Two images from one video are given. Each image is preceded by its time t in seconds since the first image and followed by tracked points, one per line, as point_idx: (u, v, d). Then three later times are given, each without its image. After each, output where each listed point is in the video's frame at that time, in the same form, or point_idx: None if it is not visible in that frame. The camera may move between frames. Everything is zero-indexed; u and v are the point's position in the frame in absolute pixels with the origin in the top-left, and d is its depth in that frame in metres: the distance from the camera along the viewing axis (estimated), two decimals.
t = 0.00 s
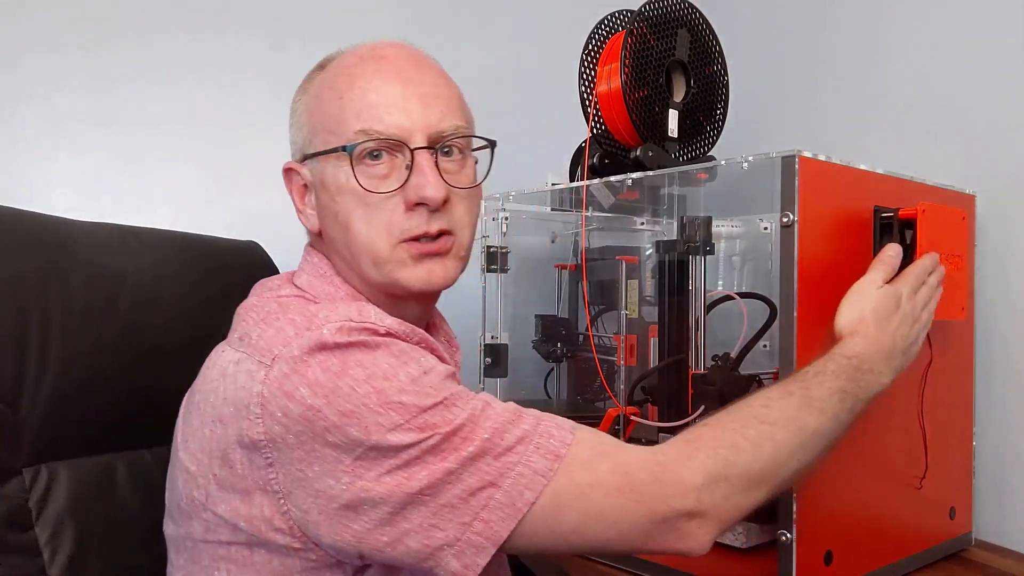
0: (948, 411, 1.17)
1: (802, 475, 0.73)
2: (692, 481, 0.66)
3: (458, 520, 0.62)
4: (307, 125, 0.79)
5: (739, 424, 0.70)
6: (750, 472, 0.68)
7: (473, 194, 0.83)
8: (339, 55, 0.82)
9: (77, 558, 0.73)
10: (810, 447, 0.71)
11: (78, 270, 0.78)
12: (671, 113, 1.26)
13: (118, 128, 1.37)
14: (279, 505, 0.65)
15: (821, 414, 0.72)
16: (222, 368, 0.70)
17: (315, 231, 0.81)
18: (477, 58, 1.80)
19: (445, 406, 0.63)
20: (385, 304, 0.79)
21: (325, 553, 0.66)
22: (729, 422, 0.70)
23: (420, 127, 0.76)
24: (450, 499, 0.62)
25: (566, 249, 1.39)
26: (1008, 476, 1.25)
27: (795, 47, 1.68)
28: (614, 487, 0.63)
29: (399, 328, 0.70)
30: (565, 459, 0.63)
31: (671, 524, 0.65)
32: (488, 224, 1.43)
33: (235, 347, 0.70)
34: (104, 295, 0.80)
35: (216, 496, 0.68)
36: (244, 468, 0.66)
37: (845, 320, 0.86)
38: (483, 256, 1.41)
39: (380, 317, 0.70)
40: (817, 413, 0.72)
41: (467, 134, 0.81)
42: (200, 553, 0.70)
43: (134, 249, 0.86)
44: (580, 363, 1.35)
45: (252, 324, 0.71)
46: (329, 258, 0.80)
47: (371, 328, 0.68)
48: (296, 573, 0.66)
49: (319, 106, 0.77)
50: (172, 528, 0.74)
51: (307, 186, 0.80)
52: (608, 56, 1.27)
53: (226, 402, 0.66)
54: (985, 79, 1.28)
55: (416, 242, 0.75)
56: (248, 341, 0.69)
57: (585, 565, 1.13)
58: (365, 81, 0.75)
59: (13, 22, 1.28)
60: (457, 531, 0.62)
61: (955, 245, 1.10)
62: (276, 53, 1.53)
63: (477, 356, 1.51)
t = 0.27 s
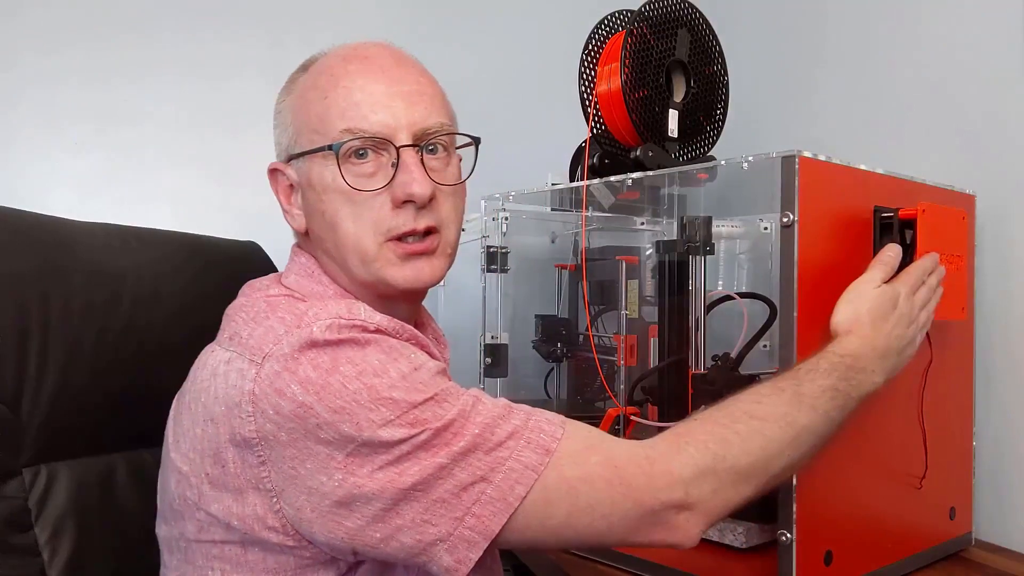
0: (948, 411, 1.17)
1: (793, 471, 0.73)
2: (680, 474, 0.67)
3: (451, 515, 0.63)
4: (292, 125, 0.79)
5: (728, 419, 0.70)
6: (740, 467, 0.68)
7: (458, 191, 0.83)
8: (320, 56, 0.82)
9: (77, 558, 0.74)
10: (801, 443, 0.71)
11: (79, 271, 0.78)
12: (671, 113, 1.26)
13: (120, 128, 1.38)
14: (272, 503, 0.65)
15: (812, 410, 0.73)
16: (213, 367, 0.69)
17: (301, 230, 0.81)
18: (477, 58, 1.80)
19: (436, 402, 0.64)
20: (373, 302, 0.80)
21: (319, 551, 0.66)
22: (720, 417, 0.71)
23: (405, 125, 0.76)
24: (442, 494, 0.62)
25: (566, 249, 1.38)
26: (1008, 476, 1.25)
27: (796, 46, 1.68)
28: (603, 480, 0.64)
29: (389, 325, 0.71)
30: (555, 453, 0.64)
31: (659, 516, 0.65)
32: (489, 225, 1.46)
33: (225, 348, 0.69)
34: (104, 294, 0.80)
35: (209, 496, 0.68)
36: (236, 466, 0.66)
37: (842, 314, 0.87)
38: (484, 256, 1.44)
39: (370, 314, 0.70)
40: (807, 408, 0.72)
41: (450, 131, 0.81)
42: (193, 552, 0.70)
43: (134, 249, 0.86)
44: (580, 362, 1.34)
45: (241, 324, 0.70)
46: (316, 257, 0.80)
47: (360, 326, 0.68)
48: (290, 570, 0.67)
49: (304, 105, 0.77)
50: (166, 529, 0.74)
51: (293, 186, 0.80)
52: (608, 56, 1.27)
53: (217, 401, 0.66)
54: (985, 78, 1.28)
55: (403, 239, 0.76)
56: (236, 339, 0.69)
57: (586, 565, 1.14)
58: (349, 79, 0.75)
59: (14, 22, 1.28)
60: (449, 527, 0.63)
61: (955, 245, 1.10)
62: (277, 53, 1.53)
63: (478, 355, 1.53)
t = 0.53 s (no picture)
0: (948, 411, 1.17)
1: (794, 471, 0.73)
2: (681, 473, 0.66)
3: (454, 514, 0.63)
4: (289, 125, 0.79)
5: (728, 417, 0.70)
6: (740, 465, 0.68)
7: (456, 190, 0.83)
8: (316, 56, 0.82)
9: (77, 558, 0.73)
10: (802, 442, 0.71)
11: (78, 270, 0.78)
12: (670, 113, 1.26)
13: (119, 129, 1.38)
14: (273, 503, 0.65)
15: (813, 409, 0.73)
16: (213, 368, 0.69)
17: (299, 230, 0.81)
18: (477, 58, 1.80)
19: (438, 401, 0.64)
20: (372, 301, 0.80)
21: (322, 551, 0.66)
22: (720, 415, 0.71)
23: (403, 124, 0.76)
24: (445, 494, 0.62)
25: (566, 249, 1.38)
26: (1007, 476, 1.25)
27: (795, 46, 1.68)
28: (604, 479, 0.64)
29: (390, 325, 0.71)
30: (557, 452, 0.64)
31: (660, 515, 0.65)
32: (489, 225, 1.46)
33: (224, 347, 0.69)
34: (104, 294, 0.80)
35: (210, 496, 0.68)
36: (237, 467, 0.65)
37: (847, 316, 0.87)
38: (484, 256, 1.44)
39: (371, 314, 0.70)
40: (809, 408, 0.72)
41: (448, 130, 0.81)
42: (193, 553, 0.70)
43: (134, 249, 0.86)
44: (580, 362, 1.34)
45: (241, 324, 0.70)
46: (315, 257, 0.80)
47: (361, 325, 0.68)
48: (291, 570, 0.66)
49: (301, 106, 0.77)
50: (165, 529, 0.74)
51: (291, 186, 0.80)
52: (608, 57, 1.27)
53: (218, 401, 0.66)
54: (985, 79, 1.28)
55: (403, 238, 0.76)
56: (237, 339, 0.69)
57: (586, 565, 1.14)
58: (345, 79, 0.75)
59: (13, 22, 1.28)
60: (451, 526, 0.63)
61: (955, 245, 1.10)
62: (277, 53, 1.53)
63: (478, 355, 1.52)
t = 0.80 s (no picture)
0: (947, 411, 1.17)
1: (795, 468, 0.73)
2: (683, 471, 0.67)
3: (457, 514, 0.63)
4: (291, 125, 0.79)
5: (729, 415, 0.70)
6: (742, 464, 0.68)
7: (458, 191, 0.84)
8: (319, 56, 0.82)
9: (77, 558, 0.73)
10: (803, 440, 0.72)
11: (78, 270, 0.78)
12: (671, 113, 1.26)
13: (119, 129, 1.38)
14: (278, 504, 0.65)
15: (813, 407, 0.73)
16: (217, 368, 0.69)
17: (301, 230, 0.81)
18: (477, 58, 1.80)
19: (441, 401, 0.65)
20: (373, 302, 0.80)
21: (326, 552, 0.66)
22: (721, 414, 0.71)
23: (406, 125, 0.76)
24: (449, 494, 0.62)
25: (566, 249, 1.38)
26: (1008, 475, 1.25)
27: (795, 46, 1.69)
28: (607, 477, 0.64)
29: (394, 326, 0.71)
30: (560, 451, 0.64)
31: (662, 513, 0.65)
32: (489, 225, 1.46)
33: (228, 348, 0.69)
34: (104, 294, 0.80)
35: (214, 497, 0.67)
36: (241, 467, 0.65)
37: (847, 313, 0.88)
38: (484, 256, 1.44)
39: (375, 315, 0.70)
40: (809, 406, 0.72)
41: (450, 131, 0.81)
42: (196, 554, 0.70)
43: (134, 249, 0.86)
44: (579, 362, 1.34)
45: (244, 324, 0.70)
46: (316, 258, 0.80)
47: (365, 326, 0.68)
48: (295, 570, 0.67)
49: (303, 106, 0.77)
50: (168, 530, 0.73)
51: (292, 186, 0.80)
52: (608, 57, 1.27)
53: (222, 402, 0.66)
54: (984, 78, 1.28)
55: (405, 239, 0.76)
56: (241, 339, 0.69)
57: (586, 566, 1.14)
58: (348, 80, 0.75)
59: (13, 21, 1.28)
60: (455, 525, 0.63)
61: (955, 245, 1.10)
62: (277, 53, 1.53)
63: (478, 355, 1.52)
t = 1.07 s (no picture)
0: (947, 411, 1.17)
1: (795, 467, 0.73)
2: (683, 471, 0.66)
3: (456, 514, 0.63)
4: (290, 124, 0.79)
5: (729, 415, 0.70)
6: (742, 463, 0.68)
7: (457, 192, 0.84)
8: (319, 55, 0.81)
9: (77, 558, 0.73)
10: (803, 438, 0.71)
11: (78, 270, 0.78)
12: (671, 113, 1.26)
13: (119, 129, 1.38)
14: (276, 504, 0.65)
15: (813, 407, 0.73)
16: (215, 369, 0.69)
17: (299, 230, 0.82)
18: (477, 58, 1.80)
19: (439, 401, 0.64)
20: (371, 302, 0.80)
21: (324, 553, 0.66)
22: (720, 414, 0.71)
23: (406, 125, 0.76)
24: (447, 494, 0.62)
25: (566, 248, 1.38)
26: (1008, 475, 1.25)
27: (795, 47, 1.69)
28: (606, 476, 0.64)
29: (392, 326, 0.71)
30: (557, 451, 0.64)
31: (661, 512, 0.65)
32: (489, 224, 1.46)
33: (225, 349, 0.69)
34: (104, 294, 0.80)
35: (212, 497, 0.68)
36: (240, 468, 0.65)
37: (845, 312, 0.87)
38: (484, 256, 1.44)
39: (373, 315, 0.70)
40: (808, 405, 0.72)
41: (450, 131, 0.82)
42: (195, 555, 0.70)
43: (134, 249, 0.86)
44: (579, 362, 1.34)
45: (242, 325, 0.70)
46: (314, 257, 0.80)
47: (362, 325, 0.68)
48: (293, 570, 0.67)
49: (302, 106, 0.77)
50: (167, 532, 0.74)
51: (291, 186, 0.80)
52: (608, 57, 1.27)
53: (220, 403, 0.66)
54: (984, 78, 1.28)
55: (403, 240, 0.76)
56: (239, 340, 0.69)
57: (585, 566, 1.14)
58: (348, 80, 0.75)
59: (13, 22, 1.28)
60: (454, 525, 0.63)
61: (955, 246, 1.10)
62: (277, 53, 1.53)
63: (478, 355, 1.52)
